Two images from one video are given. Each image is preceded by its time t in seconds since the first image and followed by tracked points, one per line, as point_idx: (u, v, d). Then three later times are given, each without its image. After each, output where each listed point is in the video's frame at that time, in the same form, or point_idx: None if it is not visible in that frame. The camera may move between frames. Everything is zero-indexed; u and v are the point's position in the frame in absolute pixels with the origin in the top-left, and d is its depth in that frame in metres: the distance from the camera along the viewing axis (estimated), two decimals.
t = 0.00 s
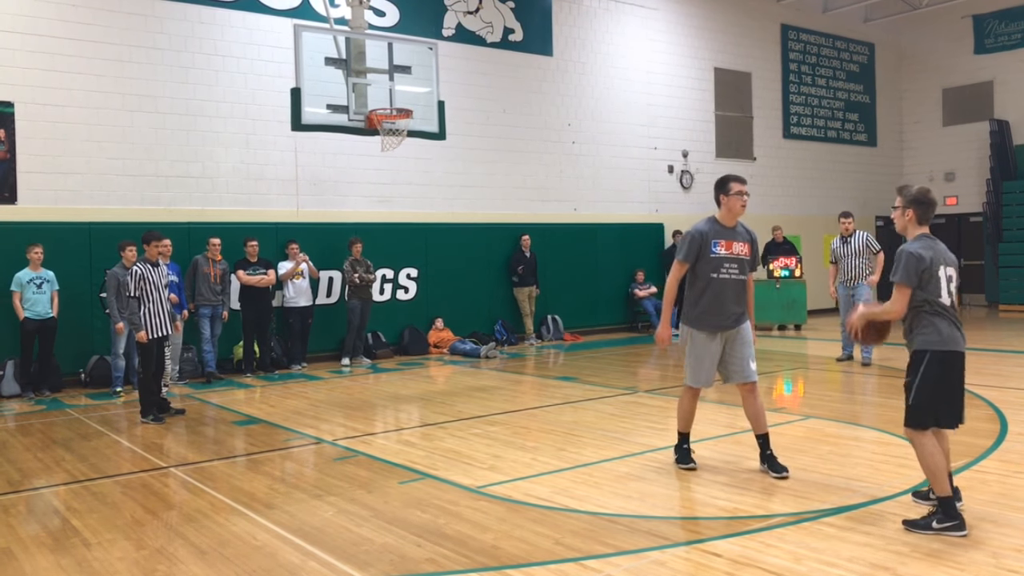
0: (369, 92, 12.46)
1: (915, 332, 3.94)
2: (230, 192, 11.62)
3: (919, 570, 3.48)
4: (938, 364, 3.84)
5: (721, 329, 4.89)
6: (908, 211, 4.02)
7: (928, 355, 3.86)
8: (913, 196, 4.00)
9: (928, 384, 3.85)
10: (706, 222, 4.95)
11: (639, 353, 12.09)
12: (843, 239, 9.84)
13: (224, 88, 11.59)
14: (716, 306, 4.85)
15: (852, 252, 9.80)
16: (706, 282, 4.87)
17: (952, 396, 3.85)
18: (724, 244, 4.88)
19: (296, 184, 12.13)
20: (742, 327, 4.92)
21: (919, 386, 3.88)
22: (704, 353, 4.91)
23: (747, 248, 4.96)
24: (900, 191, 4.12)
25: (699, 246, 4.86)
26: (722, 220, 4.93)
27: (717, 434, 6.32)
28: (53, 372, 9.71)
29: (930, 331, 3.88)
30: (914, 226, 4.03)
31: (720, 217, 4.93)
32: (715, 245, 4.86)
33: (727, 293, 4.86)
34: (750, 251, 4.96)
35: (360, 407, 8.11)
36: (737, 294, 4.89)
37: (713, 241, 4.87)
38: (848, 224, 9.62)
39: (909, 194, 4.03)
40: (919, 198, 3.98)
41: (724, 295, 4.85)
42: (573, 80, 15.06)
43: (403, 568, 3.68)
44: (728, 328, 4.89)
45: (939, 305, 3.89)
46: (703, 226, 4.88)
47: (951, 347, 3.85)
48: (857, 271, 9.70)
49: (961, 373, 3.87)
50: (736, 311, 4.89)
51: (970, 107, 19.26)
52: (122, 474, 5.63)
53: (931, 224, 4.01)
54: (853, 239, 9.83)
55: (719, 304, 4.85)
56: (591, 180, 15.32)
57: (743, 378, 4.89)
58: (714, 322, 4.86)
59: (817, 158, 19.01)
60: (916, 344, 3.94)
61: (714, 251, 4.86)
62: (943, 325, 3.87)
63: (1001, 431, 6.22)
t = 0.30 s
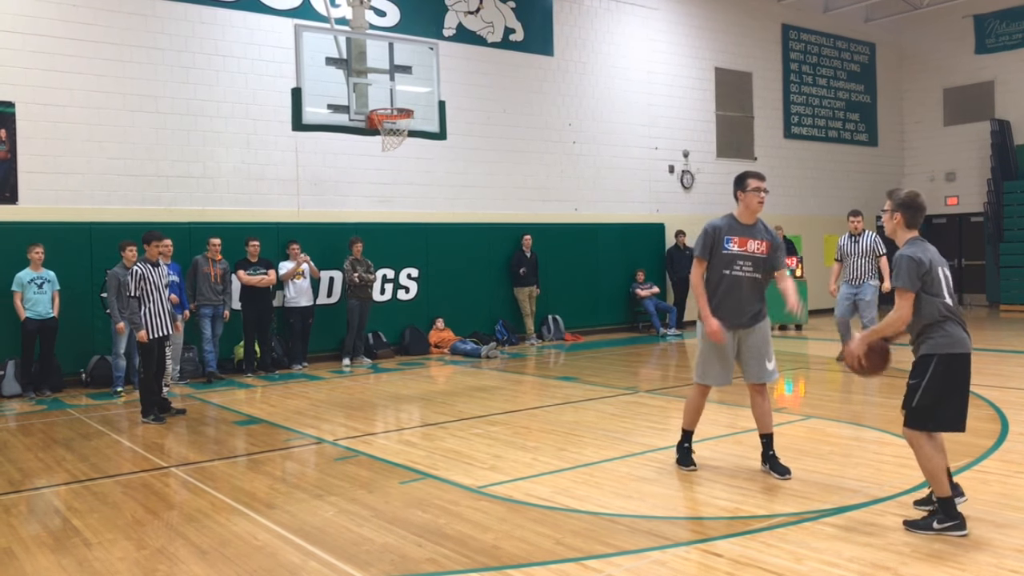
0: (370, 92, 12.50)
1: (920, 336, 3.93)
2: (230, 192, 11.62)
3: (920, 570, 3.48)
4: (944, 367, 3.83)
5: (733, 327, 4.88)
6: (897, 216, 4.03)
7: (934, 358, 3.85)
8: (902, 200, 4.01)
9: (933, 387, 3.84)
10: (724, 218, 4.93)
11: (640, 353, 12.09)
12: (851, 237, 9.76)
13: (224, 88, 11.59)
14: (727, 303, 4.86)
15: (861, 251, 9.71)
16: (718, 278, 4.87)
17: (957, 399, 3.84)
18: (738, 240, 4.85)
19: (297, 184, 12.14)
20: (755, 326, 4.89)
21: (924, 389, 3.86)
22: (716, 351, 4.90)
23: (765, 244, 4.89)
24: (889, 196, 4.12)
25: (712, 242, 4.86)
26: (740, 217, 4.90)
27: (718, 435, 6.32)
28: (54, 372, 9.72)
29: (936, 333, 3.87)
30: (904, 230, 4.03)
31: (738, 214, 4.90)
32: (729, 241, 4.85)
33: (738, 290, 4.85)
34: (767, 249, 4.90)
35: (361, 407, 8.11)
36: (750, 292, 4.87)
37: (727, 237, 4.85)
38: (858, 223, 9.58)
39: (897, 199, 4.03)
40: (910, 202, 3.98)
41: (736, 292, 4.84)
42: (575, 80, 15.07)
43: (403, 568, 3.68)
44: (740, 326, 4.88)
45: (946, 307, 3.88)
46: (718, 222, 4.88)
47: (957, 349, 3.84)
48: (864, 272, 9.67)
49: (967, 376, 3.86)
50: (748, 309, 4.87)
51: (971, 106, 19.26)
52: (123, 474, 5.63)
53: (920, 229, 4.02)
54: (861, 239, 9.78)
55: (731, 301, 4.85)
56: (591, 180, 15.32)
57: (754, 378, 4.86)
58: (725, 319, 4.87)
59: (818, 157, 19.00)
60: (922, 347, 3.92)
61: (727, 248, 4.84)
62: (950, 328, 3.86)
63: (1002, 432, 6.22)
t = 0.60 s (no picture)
0: (370, 92, 12.51)
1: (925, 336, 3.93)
2: (230, 192, 11.61)
3: (920, 570, 3.48)
4: (951, 366, 3.84)
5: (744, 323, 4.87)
6: (881, 225, 4.03)
7: (939, 357, 3.85)
8: (884, 209, 4.01)
9: (938, 386, 3.85)
10: (742, 214, 4.92)
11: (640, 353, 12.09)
12: (850, 238, 9.67)
13: (225, 88, 11.59)
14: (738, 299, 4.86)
15: (860, 251, 9.61)
16: (730, 274, 4.88)
17: (962, 397, 3.86)
18: (750, 237, 4.81)
19: (297, 184, 12.14)
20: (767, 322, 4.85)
21: (930, 388, 3.87)
22: (725, 347, 4.91)
23: (782, 241, 4.78)
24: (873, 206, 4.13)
25: (724, 238, 4.90)
26: (757, 214, 4.85)
27: (718, 435, 6.32)
28: (55, 372, 9.73)
29: (940, 334, 3.87)
30: (890, 239, 4.03)
31: (754, 211, 4.85)
32: (740, 238, 4.83)
33: (750, 287, 4.83)
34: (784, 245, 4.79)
35: (361, 407, 8.11)
36: (764, 288, 4.80)
37: (739, 233, 4.84)
38: (858, 223, 9.49)
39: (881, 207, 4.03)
40: (891, 211, 3.98)
41: (745, 289, 4.83)
42: (576, 80, 15.07)
43: (404, 568, 3.68)
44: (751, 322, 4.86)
45: (950, 308, 3.91)
46: (731, 218, 4.91)
47: (963, 348, 3.85)
48: (863, 273, 9.60)
49: (971, 375, 3.88)
50: (760, 304, 4.82)
51: (971, 106, 19.26)
52: (123, 474, 5.63)
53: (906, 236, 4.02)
54: (861, 238, 9.64)
55: (740, 297, 4.86)
56: (592, 181, 15.32)
57: (757, 378, 4.87)
58: (735, 315, 4.89)
59: (818, 157, 18.99)
60: (928, 348, 3.92)
61: (738, 245, 4.83)
62: (955, 327, 3.87)
63: (1002, 432, 6.21)
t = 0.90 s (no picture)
0: (370, 92, 12.51)
1: (938, 343, 3.98)
2: (231, 192, 11.61)
3: (921, 570, 3.48)
4: (962, 372, 3.89)
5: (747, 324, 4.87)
6: (872, 257, 4.04)
7: (951, 363, 3.90)
8: (873, 242, 4.04)
9: (948, 388, 3.90)
10: (750, 218, 4.91)
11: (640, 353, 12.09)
12: (842, 239, 9.70)
13: (225, 87, 11.59)
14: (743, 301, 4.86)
15: (852, 253, 9.62)
16: (736, 276, 4.87)
17: (968, 403, 3.92)
18: (758, 242, 4.81)
19: (298, 184, 12.13)
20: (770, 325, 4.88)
21: (940, 389, 3.92)
22: (730, 347, 4.90)
23: (787, 249, 4.82)
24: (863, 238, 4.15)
25: (732, 240, 4.87)
26: (766, 219, 4.84)
27: (718, 435, 6.32)
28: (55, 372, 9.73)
29: (954, 341, 3.93)
30: (882, 269, 4.03)
31: (763, 215, 4.83)
32: (748, 241, 4.83)
33: (756, 291, 4.82)
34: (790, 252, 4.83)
35: (361, 408, 8.11)
36: (769, 294, 4.82)
37: (747, 237, 4.84)
38: (846, 224, 9.53)
39: (871, 239, 4.06)
40: (881, 243, 4.01)
41: (752, 292, 4.82)
42: (576, 80, 15.07)
43: (404, 568, 3.68)
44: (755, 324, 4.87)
45: (956, 320, 3.98)
46: (740, 221, 4.88)
47: (976, 358, 3.90)
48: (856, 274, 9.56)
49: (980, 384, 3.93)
50: (764, 309, 4.86)
51: (971, 106, 19.26)
52: (123, 474, 5.63)
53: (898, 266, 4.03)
54: (852, 240, 9.69)
55: (745, 299, 4.86)
56: (593, 181, 15.32)
57: (765, 376, 4.89)
58: (738, 316, 4.88)
59: (818, 157, 18.98)
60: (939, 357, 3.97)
61: (746, 249, 4.83)
62: (965, 338, 3.94)
63: (1002, 432, 6.22)
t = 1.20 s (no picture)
0: (371, 92, 12.51)
1: (937, 342, 3.98)
2: (231, 192, 11.61)
3: (921, 570, 3.48)
4: (959, 373, 3.91)
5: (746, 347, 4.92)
6: (888, 244, 4.02)
7: (951, 364, 3.91)
8: (893, 228, 4.01)
9: (946, 389, 3.91)
10: (778, 249, 4.74)
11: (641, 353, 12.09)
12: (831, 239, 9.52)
13: (225, 87, 11.59)
14: (741, 325, 4.88)
15: (842, 252, 9.43)
16: (745, 301, 4.86)
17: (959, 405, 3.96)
18: (776, 279, 4.71)
19: (298, 184, 12.13)
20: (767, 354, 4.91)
21: (937, 389, 3.92)
22: (726, 361, 4.91)
23: (803, 293, 4.71)
24: (880, 223, 4.11)
25: (751, 267, 4.77)
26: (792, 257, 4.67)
27: (718, 435, 6.32)
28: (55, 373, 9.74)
29: (953, 341, 3.95)
30: (895, 257, 4.03)
31: (791, 256, 4.65)
32: (766, 276, 4.73)
33: (758, 322, 4.84)
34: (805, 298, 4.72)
35: (362, 407, 8.10)
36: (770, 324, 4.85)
37: (767, 270, 4.72)
38: (835, 224, 9.40)
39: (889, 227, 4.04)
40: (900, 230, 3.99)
41: (755, 320, 4.84)
42: (576, 80, 15.07)
43: (404, 568, 3.68)
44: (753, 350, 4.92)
45: (956, 321, 3.99)
46: (766, 251, 4.73)
47: (972, 359, 3.93)
48: (848, 273, 9.40)
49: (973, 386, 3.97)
50: (763, 337, 4.90)
51: (971, 106, 19.26)
52: (123, 474, 5.62)
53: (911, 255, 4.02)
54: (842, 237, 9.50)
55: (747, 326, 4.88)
56: (593, 180, 15.32)
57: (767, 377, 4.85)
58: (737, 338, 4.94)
59: (818, 157, 18.98)
60: (937, 355, 3.98)
61: (762, 281, 4.75)
62: (964, 340, 3.96)
63: (1003, 431, 6.22)
